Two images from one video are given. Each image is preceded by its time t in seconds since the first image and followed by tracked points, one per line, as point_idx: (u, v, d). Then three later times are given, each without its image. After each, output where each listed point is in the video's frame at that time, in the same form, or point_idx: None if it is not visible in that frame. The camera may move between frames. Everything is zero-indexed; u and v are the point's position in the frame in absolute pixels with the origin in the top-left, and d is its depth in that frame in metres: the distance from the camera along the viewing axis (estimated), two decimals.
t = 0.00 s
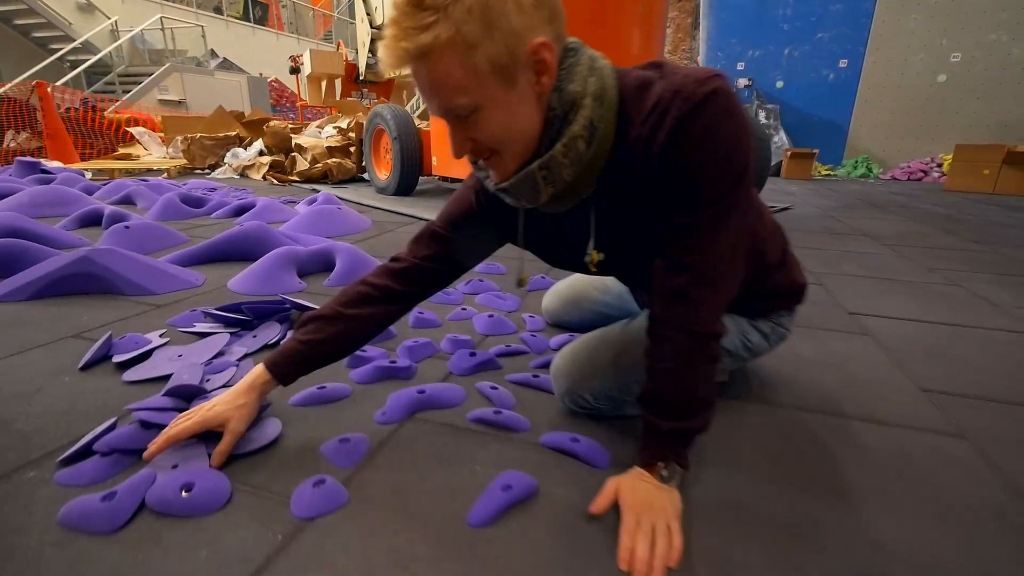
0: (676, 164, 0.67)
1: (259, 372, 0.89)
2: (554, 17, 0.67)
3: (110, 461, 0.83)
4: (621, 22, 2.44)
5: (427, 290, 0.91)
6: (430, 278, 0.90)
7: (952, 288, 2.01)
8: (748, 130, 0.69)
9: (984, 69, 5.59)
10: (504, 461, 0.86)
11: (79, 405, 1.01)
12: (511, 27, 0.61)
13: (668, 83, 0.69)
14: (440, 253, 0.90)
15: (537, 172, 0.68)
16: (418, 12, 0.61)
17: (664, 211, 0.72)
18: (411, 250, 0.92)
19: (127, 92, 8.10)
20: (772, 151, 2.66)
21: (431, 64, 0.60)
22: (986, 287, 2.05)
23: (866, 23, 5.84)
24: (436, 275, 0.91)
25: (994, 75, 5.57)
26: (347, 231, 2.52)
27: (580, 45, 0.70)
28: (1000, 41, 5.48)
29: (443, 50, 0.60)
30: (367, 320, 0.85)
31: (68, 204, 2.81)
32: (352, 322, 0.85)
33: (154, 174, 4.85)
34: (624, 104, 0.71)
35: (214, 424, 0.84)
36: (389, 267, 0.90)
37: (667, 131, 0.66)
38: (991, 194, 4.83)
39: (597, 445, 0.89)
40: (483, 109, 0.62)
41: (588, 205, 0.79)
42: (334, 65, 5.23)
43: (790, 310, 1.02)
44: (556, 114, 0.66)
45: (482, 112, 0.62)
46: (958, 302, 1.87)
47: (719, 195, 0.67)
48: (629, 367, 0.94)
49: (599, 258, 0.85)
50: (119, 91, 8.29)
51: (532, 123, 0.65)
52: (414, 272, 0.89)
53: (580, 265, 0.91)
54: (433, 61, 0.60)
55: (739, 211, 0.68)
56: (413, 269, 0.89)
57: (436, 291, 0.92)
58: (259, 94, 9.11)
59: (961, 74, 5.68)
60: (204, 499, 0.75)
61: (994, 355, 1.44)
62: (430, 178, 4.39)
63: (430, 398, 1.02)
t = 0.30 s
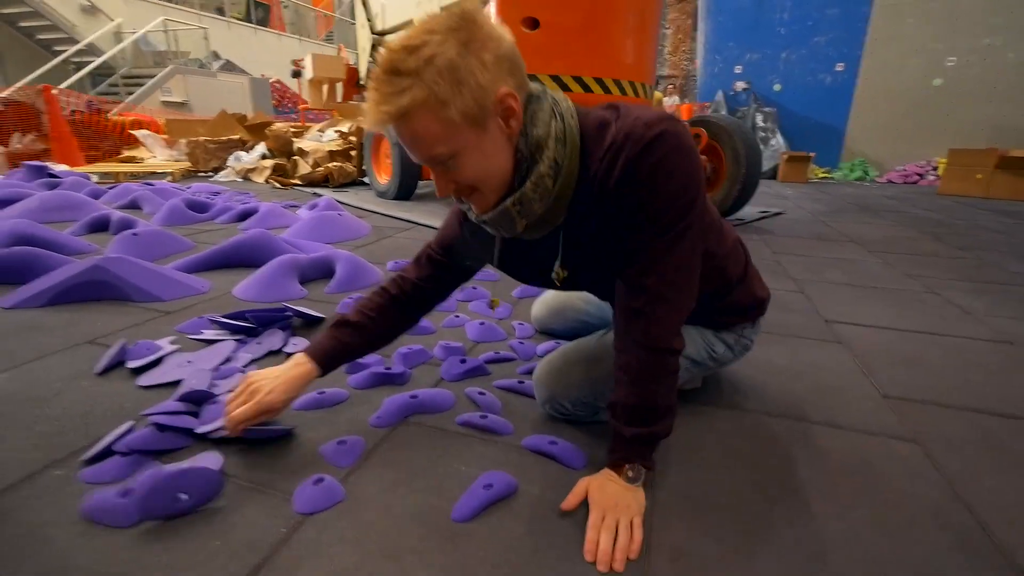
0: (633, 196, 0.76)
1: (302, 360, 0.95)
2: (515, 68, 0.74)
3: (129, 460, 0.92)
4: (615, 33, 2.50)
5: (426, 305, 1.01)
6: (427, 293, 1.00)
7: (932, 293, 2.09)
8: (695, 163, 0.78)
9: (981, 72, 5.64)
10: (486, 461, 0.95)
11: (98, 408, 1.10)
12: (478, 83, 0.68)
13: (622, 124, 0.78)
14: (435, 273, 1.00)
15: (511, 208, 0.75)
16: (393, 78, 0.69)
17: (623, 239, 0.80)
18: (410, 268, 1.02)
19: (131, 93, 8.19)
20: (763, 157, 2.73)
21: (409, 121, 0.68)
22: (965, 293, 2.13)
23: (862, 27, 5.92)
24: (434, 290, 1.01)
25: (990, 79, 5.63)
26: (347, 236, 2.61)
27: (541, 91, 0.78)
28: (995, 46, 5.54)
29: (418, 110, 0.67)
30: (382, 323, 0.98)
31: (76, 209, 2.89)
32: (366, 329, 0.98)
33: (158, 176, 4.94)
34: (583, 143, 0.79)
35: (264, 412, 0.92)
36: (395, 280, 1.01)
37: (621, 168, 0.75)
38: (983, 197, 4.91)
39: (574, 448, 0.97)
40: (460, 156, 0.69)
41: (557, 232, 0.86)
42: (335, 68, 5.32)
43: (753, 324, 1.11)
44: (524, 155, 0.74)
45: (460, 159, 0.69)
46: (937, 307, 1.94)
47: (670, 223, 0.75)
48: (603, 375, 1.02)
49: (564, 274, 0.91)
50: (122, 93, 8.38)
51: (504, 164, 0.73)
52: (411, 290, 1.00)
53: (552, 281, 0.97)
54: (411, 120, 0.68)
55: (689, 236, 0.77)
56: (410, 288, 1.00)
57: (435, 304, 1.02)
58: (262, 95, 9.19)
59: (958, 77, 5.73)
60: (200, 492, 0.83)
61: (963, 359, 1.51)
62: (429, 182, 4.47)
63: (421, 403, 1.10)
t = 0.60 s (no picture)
0: (682, 208, 0.75)
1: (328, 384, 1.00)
2: (575, 79, 0.77)
3: (206, 436, 1.01)
4: (674, 32, 2.46)
5: (470, 310, 1.03)
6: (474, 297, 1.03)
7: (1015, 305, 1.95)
8: (747, 179, 0.77)
9: None
10: (527, 457, 0.99)
11: (180, 386, 1.21)
12: (539, 90, 0.71)
13: (675, 138, 0.78)
14: (481, 277, 1.03)
15: (559, 212, 0.77)
16: (461, 80, 0.73)
17: (669, 250, 0.80)
18: (455, 274, 1.05)
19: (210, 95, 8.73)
20: (829, 160, 2.63)
21: (471, 120, 0.71)
22: None
23: (952, 18, 5.50)
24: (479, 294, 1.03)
25: None
26: (402, 234, 2.71)
27: (599, 102, 0.79)
28: None
29: (480, 111, 0.71)
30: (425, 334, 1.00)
31: (163, 203, 3.14)
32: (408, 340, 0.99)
33: (233, 173, 5.25)
34: (636, 153, 0.80)
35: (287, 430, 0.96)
36: (437, 289, 1.03)
37: (671, 182, 0.75)
38: None
39: (612, 451, 0.99)
40: (514, 157, 0.72)
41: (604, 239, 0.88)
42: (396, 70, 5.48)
43: (805, 339, 1.08)
44: (576, 162, 0.75)
45: (513, 160, 0.72)
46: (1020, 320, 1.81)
47: (718, 238, 0.75)
48: (644, 382, 1.03)
49: (614, 277, 0.92)
50: (203, 95, 8.95)
51: (556, 168, 0.75)
52: (457, 295, 1.02)
53: (599, 287, 0.98)
54: (472, 119, 0.71)
55: (738, 252, 0.76)
56: (458, 292, 1.02)
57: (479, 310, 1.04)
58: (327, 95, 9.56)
59: None
60: (279, 497, 0.86)
61: None
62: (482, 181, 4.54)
63: (466, 399, 1.15)
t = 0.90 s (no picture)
0: (726, 201, 0.71)
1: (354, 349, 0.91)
2: (610, 64, 0.73)
3: (235, 420, 1.03)
4: (711, 27, 2.40)
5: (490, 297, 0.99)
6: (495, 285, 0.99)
7: None
8: (798, 169, 0.72)
9: None
10: (552, 453, 0.97)
11: (212, 371, 1.23)
12: (573, 76, 0.68)
13: (720, 125, 0.73)
14: (503, 267, 0.99)
15: (596, 207, 0.74)
16: (489, 67, 0.69)
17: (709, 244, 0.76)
18: (477, 260, 1.01)
19: (250, 93, 8.95)
20: (875, 156, 2.51)
21: (501, 111, 0.67)
22: None
23: (1014, 8, 5.20)
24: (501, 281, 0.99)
25: None
26: (431, 229, 2.71)
27: (637, 88, 0.75)
28: None
29: (512, 100, 0.67)
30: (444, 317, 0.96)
31: (203, 196, 3.23)
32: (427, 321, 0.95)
33: (270, 168, 5.37)
34: (677, 143, 0.76)
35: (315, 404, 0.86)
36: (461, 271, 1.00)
37: (716, 172, 0.71)
38: None
39: (639, 450, 0.96)
40: (548, 149, 0.69)
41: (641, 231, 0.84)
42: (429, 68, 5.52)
43: (848, 340, 1.03)
44: (613, 154, 0.72)
45: (547, 152, 0.69)
46: None
47: (764, 232, 0.70)
48: (675, 382, 1.00)
49: (645, 280, 0.89)
50: (244, 93, 9.19)
51: (592, 160, 0.72)
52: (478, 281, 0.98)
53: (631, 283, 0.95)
54: (503, 109, 0.67)
55: (785, 248, 0.71)
56: (480, 282, 0.98)
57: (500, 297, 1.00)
58: (362, 93, 9.69)
59: None
60: (286, 480, 0.85)
61: None
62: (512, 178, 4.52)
63: (490, 392, 1.14)
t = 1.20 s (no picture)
0: (779, 166, 0.66)
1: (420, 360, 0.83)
2: (659, 16, 0.68)
3: (246, 407, 0.99)
4: (734, 16, 2.33)
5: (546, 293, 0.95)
6: (549, 279, 0.94)
7: None
8: (861, 136, 0.66)
9: None
10: (577, 446, 0.92)
11: (224, 358, 1.20)
12: (620, 25, 0.63)
13: (774, 86, 0.68)
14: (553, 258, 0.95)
15: (635, 169, 0.69)
16: (531, 15, 0.64)
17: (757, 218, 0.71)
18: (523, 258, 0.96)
19: (265, 90, 8.99)
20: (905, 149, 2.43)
21: (543, 61, 0.63)
22: None
23: None
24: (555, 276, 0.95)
25: None
26: (445, 222, 2.67)
27: (685, 46, 0.71)
28: None
29: (554, 50, 0.62)
30: (511, 323, 0.91)
31: (217, 189, 3.22)
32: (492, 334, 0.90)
33: (283, 163, 5.37)
34: (725, 105, 0.71)
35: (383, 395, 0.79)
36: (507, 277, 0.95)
37: (769, 134, 0.66)
38: None
39: (669, 444, 0.91)
40: (589, 103, 0.64)
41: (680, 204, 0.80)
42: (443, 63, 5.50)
43: (899, 332, 0.96)
44: (657, 113, 0.68)
45: (589, 107, 0.64)
46: None
47: (820, 202, 0.65)
48: (708, 373, 0.94)
49: (685, 250, 0.83)
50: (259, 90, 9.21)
51: (635, 118, 0.67)
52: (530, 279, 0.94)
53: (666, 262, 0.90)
54: (544, 59, 0.63)
55: (842, 219, 0.66)
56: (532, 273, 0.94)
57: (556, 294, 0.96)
58: (376, 90, 9.69)
59: None
60: (304, 473, 0.82)
61: None
62: (526, 174, 4.48)
63: (510, 382, 1.09)
